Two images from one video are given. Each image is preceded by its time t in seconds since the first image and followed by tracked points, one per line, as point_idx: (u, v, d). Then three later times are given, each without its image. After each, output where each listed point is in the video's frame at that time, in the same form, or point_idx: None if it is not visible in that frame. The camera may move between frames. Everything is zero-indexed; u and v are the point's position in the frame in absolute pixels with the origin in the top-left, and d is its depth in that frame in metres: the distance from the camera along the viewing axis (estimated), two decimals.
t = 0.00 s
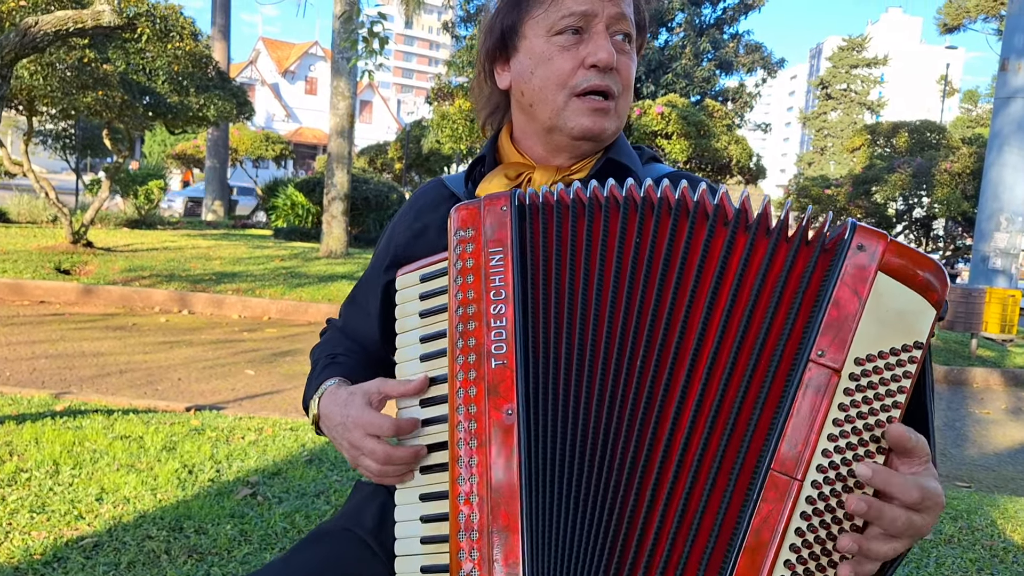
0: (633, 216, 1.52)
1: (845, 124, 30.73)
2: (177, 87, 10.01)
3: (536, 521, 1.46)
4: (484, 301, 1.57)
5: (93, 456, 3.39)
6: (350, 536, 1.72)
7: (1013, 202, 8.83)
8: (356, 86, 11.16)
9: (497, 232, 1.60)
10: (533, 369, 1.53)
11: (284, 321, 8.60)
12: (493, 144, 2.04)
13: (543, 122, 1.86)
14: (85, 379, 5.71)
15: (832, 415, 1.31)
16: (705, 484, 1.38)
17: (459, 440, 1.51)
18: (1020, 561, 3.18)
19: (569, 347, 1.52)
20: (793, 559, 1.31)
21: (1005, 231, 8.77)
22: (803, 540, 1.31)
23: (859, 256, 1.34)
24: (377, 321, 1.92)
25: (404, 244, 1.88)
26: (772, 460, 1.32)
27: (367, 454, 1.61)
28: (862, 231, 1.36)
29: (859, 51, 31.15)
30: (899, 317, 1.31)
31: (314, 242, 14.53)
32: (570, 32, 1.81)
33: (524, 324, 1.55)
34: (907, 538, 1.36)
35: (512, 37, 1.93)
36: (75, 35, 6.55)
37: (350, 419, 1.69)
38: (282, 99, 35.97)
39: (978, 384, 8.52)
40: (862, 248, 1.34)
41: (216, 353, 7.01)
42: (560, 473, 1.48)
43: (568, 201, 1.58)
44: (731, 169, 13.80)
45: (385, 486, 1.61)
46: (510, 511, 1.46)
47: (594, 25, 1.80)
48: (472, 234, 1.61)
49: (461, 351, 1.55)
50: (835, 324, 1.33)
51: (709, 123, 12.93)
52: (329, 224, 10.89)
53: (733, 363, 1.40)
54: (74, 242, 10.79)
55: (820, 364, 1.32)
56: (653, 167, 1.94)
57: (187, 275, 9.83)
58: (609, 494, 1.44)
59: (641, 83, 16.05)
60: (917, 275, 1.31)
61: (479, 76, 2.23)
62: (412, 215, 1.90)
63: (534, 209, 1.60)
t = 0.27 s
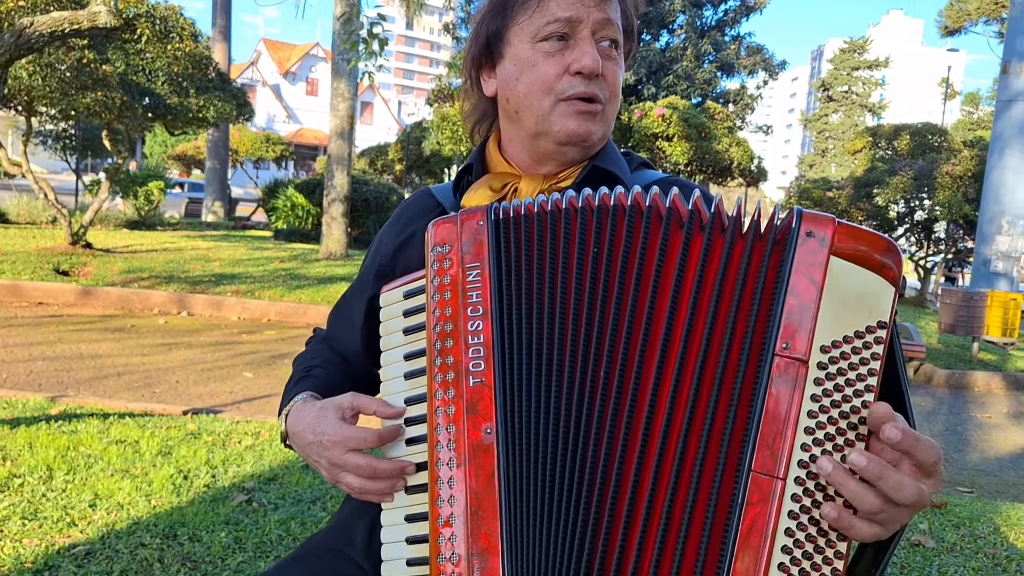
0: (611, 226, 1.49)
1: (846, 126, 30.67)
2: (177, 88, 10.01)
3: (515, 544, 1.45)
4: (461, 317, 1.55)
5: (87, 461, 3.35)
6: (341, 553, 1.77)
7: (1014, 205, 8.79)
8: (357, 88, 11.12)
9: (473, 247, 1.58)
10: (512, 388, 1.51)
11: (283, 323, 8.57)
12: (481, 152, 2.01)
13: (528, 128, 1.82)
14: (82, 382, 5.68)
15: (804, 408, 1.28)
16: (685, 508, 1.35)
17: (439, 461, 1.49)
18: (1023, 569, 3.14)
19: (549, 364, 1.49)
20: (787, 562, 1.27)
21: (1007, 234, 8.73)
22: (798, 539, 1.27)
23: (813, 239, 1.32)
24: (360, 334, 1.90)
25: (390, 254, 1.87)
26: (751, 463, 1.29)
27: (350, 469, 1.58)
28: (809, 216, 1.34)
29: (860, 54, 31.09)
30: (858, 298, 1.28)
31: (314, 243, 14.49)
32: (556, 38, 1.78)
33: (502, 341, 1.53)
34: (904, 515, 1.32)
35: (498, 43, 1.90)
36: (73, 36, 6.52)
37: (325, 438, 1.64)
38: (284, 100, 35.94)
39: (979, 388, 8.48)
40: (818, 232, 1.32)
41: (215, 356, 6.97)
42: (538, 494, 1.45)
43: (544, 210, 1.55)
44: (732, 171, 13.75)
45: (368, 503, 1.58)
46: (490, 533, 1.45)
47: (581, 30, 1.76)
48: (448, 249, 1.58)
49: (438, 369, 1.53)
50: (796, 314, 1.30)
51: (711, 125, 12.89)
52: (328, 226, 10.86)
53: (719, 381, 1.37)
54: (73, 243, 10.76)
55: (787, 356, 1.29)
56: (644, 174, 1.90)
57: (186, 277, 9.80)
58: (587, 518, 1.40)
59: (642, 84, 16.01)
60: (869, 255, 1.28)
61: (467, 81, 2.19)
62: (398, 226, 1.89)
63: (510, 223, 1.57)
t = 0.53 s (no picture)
0: (604, 239, 1.46)
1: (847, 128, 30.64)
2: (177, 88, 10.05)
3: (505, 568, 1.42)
4: (451, 331, 1.52)
5: (83, 465, 3.33)
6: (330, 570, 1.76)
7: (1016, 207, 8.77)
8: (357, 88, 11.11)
9: (465, 259, 1.56)
10: (503, 406, 1.48)
11: (283, 324, 8.55)
12: (472, 158, 1.99)
13: (520, 134, 1.80)
14: (80, 384, 5.66)
15: (799, 428, 1.23)
16: (676, 533, 1.31)
17: (427, 481, 1.47)
18: None
19: (540, 382, 1.46)
20: None
21: (1009, 236, 8.69)
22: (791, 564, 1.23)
23: (808, 252, 1.27)
24: (352, 345, 1.87)
25: (380, 264, 1.85)
26: (744, 484, 1.24)
27: (333, 487, 1.56)
28: (805, 229, 1.29)
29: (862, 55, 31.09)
30: (856, 313, 1.22)
31: (314, 244, 14.47)
32: (548, 42, 1.75)
33: (493, 357, 1.51)
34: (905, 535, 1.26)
35: (489, 47, 1.87)
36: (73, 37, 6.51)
37: (306, 457, 1.62)
38: (285, 100, 35.94)
39: (981, 391, 8.45)
40: (813, 243, 1.27)
41: (213, 357, 6.95)
42: (528, 516, 1.42)
43: (536, 221, 1.52)
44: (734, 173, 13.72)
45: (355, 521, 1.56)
46: (479, 558, 1.42)
47: (573, 34, 1.73)
48: (438, 261, 1.56)
49: (428, 385, 1.50)
50: (790, 329, 1.25)
51: (712, 127, 12.87)
52: (328, 227, 10.84)
53: (712, 400, 1.31)
54: (73, 243, 10.75)
55: (781, 373, 1.24)
56: (640, 177, 1.87)
57: (186, 277, 9.78)
58: (574, 542, 1.37)
59: (643, 86, 15.99)
60: (867, 266, 1.22)
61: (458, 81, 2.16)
62: (390, 235, 1.87)
63: (503, 233, 1.56)
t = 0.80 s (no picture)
0: (589, 249, 1.43)
1: (849, 129, 30.61)
2: (178, 88, 10.06)
3: None
4: (436, 344, 1.49)
5: (78, 468, 3.32)
6: None
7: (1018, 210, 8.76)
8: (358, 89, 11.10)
9: (452, 270, 1.53)
10: (490, 422, 1.46)
11: (283, 325, 8.54)
12: (462, 164, 1.97)
13: (509, 137, 1.77)
14: (79, 385, 5.64)
15: (788, 439, 1.20)
16: (663, 558, 1.29)
17: (412, 499, 1.44)
18: None
19: (526, 399, 1.44)
20: None
21: (1011, 238, 8.67)
22: None
23: (789, 255, 1.24)
24: (344, 355, 1.83)
25: (369, 275, 1.83)
26: (732, 500, 1.22)
27: (324, 508, 1.52)
28: (787, 232, 1.27)
29: (863, 57, 31.02)
30: (844, 318, 1.19)
31: (315, 245, 14.48)
32: (536, 43, 1.72)
33: (479, 372, 1.48)
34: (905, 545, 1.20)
35: (476, 49, 1.85)
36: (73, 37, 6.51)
37: (297, 477, 1.57)
38: (286, 101, 35.94)
39: (982, 394, 8.42)
40: (798, 246, 1.24)
41: (213, 358, 6.94)
42: (517, 538, 1.40)
43: (523, 228, 1.50)
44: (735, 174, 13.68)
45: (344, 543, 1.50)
46: None
47: (562, 34, 1.70)
48: (423, 271, 1.52)
49: (412, 399, 1.47)
50: (776, 336, 1.22)
51: (713, 128, 12.85)
52: (329, 228, 10.82)
53: (697, 418, 1.29)
54: (73, 243, 10.74)
55: (767, 383, 1.22)
56: (636, 181, 1.85)
57: (186, 278, 9.77)
58: (562, 567, 1.35)
59: (645, 86, 15.97)
60: (850, 268, 1.20)
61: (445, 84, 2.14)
62: (380, 244, 1.85)
63: (490, 241, 1.53)
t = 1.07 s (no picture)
0: (578, 258, 1.40)
1: (852, 130, 30.56)
2: (178, 89, 10.05)
3: None
4: (423, 355, 1.46)
5: (72, 472, 3.29)
6: None
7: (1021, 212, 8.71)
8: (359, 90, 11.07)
9: (441, 279, 1.49)
10: (478, 439, 1.43)
11: (283, 326, 8.51)
12: (454, 168, 1.95)
13: (500, 141, 1.74)
14: (77, 386, 5.62)
15: (774, 451, 1.18)
16: None
17: (396, 516, 1.41)
18: None
19: (515, 414, 1.41)
20: None
21: (1014, 241, 8.62)
22: None
23: (776, 262, 1.22)
24: (331, 364, 1.79)
25: (358, 280, 1.78)
26: (716, 515, 1.19)
27: (308, 523, 1.48)
28: (772, 237, 1.24)
29: (866, 58, 30.95)
30: (832, 326, 1.17)
31: (315, 246, 14.45)
32: (529, 45, 1.69)
33: (467, 386, 1.45)
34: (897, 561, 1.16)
35: (467, 50, 1.82)
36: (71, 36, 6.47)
37: (281, 490, 1.52)
38: (288, 101, 35.92)
39: (984, 397, 8.37)
40: (785, 252, 1.22)
41: (212, 359, 6.92)
42: (502, 559, 1.37)
43: (511, 236, 1.47)
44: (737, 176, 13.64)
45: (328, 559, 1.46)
46: None
47: (555, 35, 1.67)
48: (410, 279, 1.49)
49: (398, 411, 1.44)
50: (760, 345, 1.20)
51: (715, 129, 12.81)
52: (330, 229, 10.79)
53: (684, 433, 1.27)
54: (73, 244, 10.72)
55: (751, 393, 1.19)
56: (633, 186, 1.82)
57: (186, 278, 9.74)
58: None
59: (646, 87, 15.93)
60: (837, 274, 1.18)
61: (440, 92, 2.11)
62: (369, 251, 1.82)
63: (479, 249, 1.49)
